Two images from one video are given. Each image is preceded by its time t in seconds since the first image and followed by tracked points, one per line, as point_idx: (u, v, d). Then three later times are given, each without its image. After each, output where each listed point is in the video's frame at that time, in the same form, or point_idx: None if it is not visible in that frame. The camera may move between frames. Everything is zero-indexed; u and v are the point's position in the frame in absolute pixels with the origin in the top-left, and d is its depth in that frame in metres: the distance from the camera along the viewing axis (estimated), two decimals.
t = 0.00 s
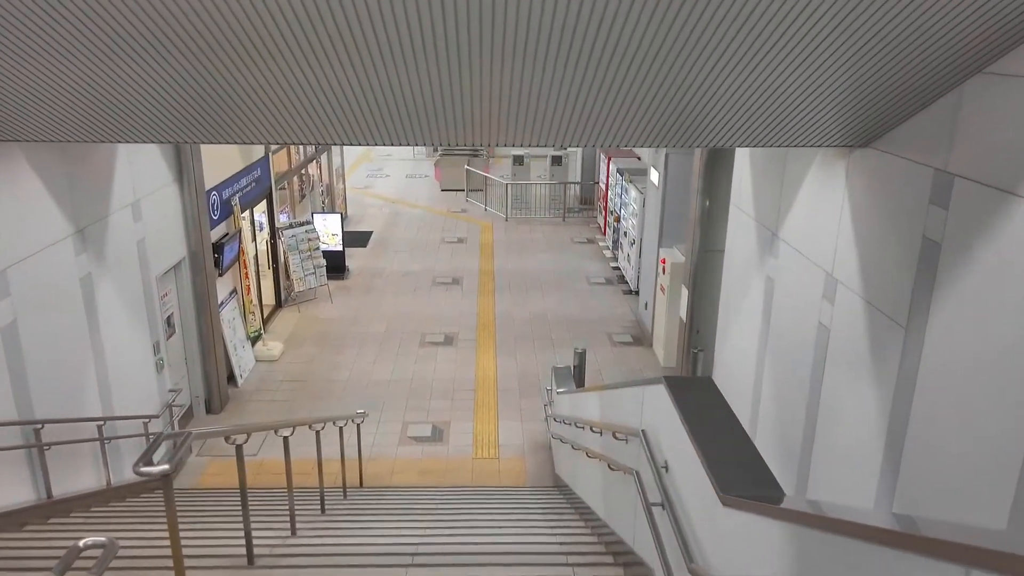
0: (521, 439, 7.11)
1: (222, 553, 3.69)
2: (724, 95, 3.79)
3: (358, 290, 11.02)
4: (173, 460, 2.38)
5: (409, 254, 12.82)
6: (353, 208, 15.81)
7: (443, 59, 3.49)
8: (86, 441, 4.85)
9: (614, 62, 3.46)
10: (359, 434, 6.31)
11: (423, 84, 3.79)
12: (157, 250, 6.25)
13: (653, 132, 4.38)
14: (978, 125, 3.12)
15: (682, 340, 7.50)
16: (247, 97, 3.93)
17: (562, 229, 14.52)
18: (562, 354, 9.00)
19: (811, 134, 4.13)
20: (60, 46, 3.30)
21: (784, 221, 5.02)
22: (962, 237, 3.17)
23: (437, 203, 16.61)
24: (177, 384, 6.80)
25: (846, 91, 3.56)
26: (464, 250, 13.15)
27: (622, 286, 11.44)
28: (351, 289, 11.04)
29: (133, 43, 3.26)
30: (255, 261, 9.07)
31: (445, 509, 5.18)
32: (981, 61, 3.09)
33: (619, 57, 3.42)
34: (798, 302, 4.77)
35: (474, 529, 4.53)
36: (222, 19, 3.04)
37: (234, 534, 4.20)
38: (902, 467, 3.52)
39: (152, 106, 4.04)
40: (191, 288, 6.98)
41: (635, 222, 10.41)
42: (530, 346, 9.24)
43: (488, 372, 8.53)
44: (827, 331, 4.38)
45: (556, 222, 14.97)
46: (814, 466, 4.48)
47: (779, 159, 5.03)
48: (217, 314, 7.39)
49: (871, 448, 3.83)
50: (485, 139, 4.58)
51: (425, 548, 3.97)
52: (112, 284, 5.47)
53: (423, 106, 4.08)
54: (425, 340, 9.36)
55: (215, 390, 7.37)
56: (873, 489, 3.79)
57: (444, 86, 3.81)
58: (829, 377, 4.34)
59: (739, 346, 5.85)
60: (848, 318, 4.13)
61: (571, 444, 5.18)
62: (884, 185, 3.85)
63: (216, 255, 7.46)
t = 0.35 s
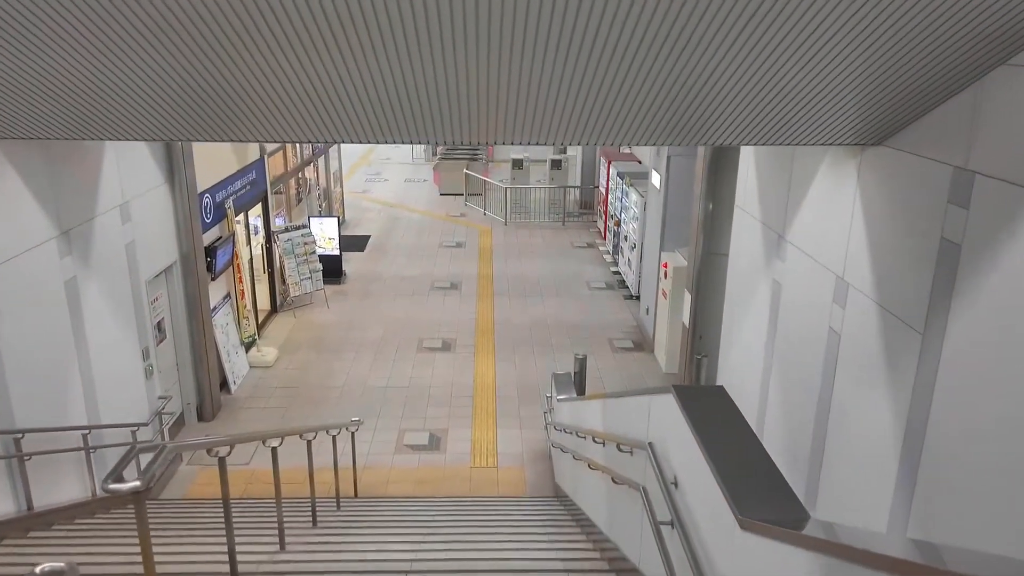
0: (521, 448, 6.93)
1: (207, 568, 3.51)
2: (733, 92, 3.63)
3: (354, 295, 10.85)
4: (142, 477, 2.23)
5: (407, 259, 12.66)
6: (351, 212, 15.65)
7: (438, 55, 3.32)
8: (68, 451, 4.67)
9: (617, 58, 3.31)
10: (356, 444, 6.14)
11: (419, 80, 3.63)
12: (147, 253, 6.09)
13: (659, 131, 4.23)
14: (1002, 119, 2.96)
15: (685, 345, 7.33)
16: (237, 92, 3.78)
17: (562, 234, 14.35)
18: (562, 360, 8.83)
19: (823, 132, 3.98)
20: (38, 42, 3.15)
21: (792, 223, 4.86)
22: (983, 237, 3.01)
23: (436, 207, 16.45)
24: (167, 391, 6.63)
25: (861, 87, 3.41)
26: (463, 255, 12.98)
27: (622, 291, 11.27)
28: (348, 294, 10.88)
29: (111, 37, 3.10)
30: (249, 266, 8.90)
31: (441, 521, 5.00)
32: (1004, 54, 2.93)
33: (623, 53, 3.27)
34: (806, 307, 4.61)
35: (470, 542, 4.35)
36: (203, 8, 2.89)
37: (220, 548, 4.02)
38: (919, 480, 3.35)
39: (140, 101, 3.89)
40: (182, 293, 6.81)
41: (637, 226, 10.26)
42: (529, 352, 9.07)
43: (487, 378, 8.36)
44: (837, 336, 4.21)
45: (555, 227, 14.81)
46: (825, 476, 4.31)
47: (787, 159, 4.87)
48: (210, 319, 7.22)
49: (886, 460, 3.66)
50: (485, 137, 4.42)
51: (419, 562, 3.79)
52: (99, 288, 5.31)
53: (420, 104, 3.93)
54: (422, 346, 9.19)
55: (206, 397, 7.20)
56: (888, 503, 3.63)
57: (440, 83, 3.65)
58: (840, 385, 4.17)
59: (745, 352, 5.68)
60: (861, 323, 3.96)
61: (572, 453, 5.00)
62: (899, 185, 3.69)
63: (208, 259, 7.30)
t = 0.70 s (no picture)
0: (523, 455, 6.75)
1: None
2: (746, 78, 3.51)
3: (354, 299, 10.69)
4: (117, 485, 2.03)
5: (408, 262, 12.50)
6: (351, 215, 15.50)
7: (439, 34, 3.18)
8: (55, 457, 4.50)
9: (625, 36, 3.19)
10: (353, 449, 5.97)
11: (419, 65, 3.49)
12: (140, 254, 5.93)
13: (667, 124, 4.09)
14: None
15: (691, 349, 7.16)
16: (231, 80, 3.64)
17: (565, 237, 14.20)
18: (565, 365, 8.66)
19: (840, 123, 3.82)
20: (22, 20, 3.03)
21: (805, 223, 4.69)
22: (1015, 235, 2.83)
23: (437, 210, 16.30)
24: (160, 396, 6.46)
25: (880, 70, 3.28)
26: (464, 258, 12.82)
27: (626, 295, 11.10)
28: (347, 298, 10.72)
29: (98, 14, 2.98)
30: (247, 268, 8.73)
31: (440, 530, 4.82)
32: None
33: (631, 32, 3.15)
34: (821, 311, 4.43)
35: (471, 552, 4.18)
36: None
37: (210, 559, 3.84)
38: (946, 491, 3.17)
39: (132, 91, 3.76)
40: (176, 295, 6.65)
41: (641, 229, 10.10)
42: (533, 357, 8.90)
43: (489, 383, 8.18)
44: (855, 340, 4.04)
45: (558, 230, 14.66)
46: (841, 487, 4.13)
47: (802, 159, 4.71)
48: (206, 323, 7.07)
49: (909, 469, 3.47)
50: (489, 132, 4.27)
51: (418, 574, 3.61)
52: (88, 287, 5.15)
53: (422, 94, 3.78)
54: (423, 350, 9.03)
55: (201, 401, 7.03)
56: (911, 515, 3.44)
57: (442, 69, 3.51)
58: (858, 390, 3.99)
59: (756, 357, 5.50)
60: (880, 325, 3.79)
61: (578, 460, 4.83)
62: (922, 179, 3.52)
63: (204, 261, 7.13)
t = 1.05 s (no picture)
0: (528, 460, 6.58)
1: None
2: (759, 74, 3.42)
3: (355, 302, 10.53)
4: (90, 495, 1.86)
5: (410, 265, 12.35)
6: (353, 218, 15.36)
7: (443, 24, 3.06)
8: (43, 462, 4.33)
9: (636, 30, 3.09)
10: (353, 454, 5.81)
11: (420, 53, 3.33)
12: (135, 254, 5.78)
13: (680, 116, 3.93)
14: None
15: (701, 352, 6.98)
16: (230, 74, 3.55)
17: (568, 240, 14.04)
18: (570, 369, 8.48)
19: (862, 112, 3.65)
20: (14, 14, 2.93)
21: (821, 221, 4.52)
22: None
23: (440, 213, 16.16)
24: (155, 400, 6.30)
25: (898, 64, 3.18)
26: (467, 261, 12.67)
27: (632, 298, 10.94)
28: (349, 300, 10.56)
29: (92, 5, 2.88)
30: (246, 270, 8.58)
31: (443, 538, 4.65)
32: None
33: (643, 21, 3.01)
34: (839, 312, 4.27)
35: (476, 562, 4.00)
36: None
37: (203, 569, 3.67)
38: (977, 500, 3.00)
39: (128, 85, 3.67)
40: (173, 296, 6.50)
41: (647, 230, 9.94)
42: (538, 361, 8.73)
43: (492, 388, 8.01)
44: (876, 341, 3.87)
45: (562, 232, 14.50)
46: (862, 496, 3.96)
47: (819, 155, 4.55)
48: (204, 325, 6.91)
49: (935, 477, 3.30)
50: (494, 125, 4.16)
51: None
52: (80, 287, 5.00)
53: (424, 86, 3.64)
54: (425, 353, 8.87)
55: (198, 405, 6.88)
56: (937, 525, 3.26)
57: (446, 60, 3.37)
58: (879, 394, 3.83)
59: (769, 360, 5.33)
60: (903, 326, 3.63)
61: (586, 466, 4.66)
62: (948, 172, 3.38)
63: (201, 262, 7.00)
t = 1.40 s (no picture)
0: (529, 468, 6.40)
1: None
2: (768, 71, 3.32)
3: (353, 305, 10.36)
4: (52, 511, 1.69)
5: (409, 268, 12.18)
6: (351, 221, 15.19)
7: (440, 17, 2.94)
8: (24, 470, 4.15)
9: (641, 27, 2.99)
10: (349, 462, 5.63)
11: (416, 39, 3.13)
12: (124, 256, 5.61)
13: (690, 105, 3.73)
14: None
15: (707, 356, 6.80)
16: (215, 63, 3.35)
17: (569, 243, 13.88)
18: (572, 374, 8.30)
19: (883, 101, 3.45)
20: None
21: (835, 221, 4.35)
22: None
23: (439, 216, 16.00)
24: (145, 405, 6.12)
25: (911, 59, 3.07)
26: (467, 264, 12.51)
27: (635, 301, 10.77)
28: (347, 304, 10.39)
29: None
30: (241, 273, 8.41)
31: (442, 548, 4.47)
32: None
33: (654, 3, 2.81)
34: (856, 315, 4.09)
35: None
36: None
37: None
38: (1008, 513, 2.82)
39: (107, 74, 3.47)
40: (165, 299, 6.33)
41: (649, 233, 9.78)
42: (541, 365, 8.55)
43: (493, 393, 7.83)
44: (896, 345, 3.69)
45: (562, 236, 14.33)
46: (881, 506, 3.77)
47: (832, 153, 4.38)
48: (197, 329, 6.73)
49: (961, 487, 3.12)
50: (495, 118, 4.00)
51: None
52: (66, 288, 4.82)
53: (421, 75, 3.46)
54: (424, 358, 8.69)
55: (191, 411, 6.69)
56: (964, 539, 3.08)
57: (444, 46, 3.18)
58: (900, 400, 3.65)
59: (779, 364, 5.15)
60: (926, 329, 3.45)
61: (592, 474, 4.47)
62: (973, 167, 3.20)
63: (194, 263, 6.83)
